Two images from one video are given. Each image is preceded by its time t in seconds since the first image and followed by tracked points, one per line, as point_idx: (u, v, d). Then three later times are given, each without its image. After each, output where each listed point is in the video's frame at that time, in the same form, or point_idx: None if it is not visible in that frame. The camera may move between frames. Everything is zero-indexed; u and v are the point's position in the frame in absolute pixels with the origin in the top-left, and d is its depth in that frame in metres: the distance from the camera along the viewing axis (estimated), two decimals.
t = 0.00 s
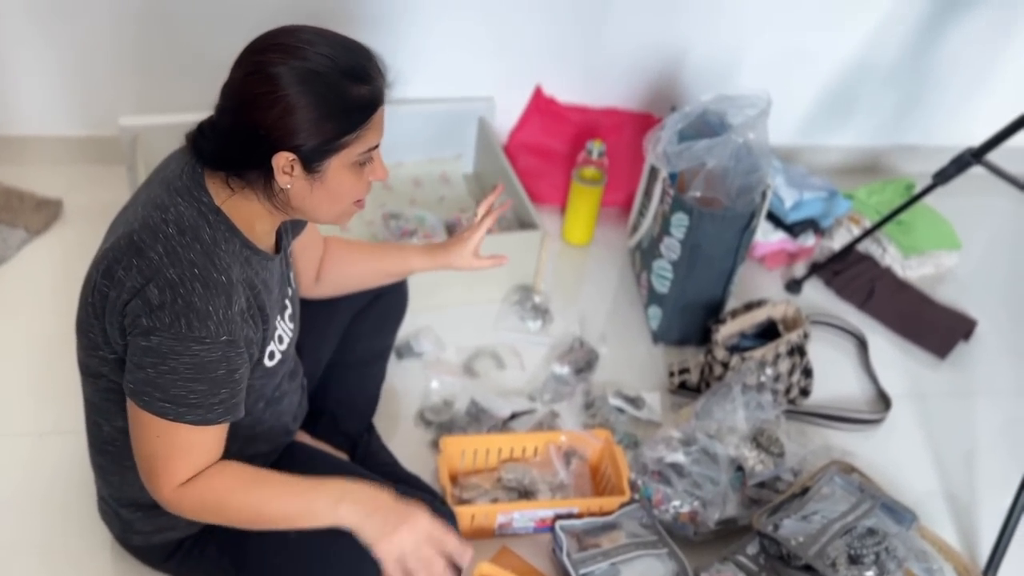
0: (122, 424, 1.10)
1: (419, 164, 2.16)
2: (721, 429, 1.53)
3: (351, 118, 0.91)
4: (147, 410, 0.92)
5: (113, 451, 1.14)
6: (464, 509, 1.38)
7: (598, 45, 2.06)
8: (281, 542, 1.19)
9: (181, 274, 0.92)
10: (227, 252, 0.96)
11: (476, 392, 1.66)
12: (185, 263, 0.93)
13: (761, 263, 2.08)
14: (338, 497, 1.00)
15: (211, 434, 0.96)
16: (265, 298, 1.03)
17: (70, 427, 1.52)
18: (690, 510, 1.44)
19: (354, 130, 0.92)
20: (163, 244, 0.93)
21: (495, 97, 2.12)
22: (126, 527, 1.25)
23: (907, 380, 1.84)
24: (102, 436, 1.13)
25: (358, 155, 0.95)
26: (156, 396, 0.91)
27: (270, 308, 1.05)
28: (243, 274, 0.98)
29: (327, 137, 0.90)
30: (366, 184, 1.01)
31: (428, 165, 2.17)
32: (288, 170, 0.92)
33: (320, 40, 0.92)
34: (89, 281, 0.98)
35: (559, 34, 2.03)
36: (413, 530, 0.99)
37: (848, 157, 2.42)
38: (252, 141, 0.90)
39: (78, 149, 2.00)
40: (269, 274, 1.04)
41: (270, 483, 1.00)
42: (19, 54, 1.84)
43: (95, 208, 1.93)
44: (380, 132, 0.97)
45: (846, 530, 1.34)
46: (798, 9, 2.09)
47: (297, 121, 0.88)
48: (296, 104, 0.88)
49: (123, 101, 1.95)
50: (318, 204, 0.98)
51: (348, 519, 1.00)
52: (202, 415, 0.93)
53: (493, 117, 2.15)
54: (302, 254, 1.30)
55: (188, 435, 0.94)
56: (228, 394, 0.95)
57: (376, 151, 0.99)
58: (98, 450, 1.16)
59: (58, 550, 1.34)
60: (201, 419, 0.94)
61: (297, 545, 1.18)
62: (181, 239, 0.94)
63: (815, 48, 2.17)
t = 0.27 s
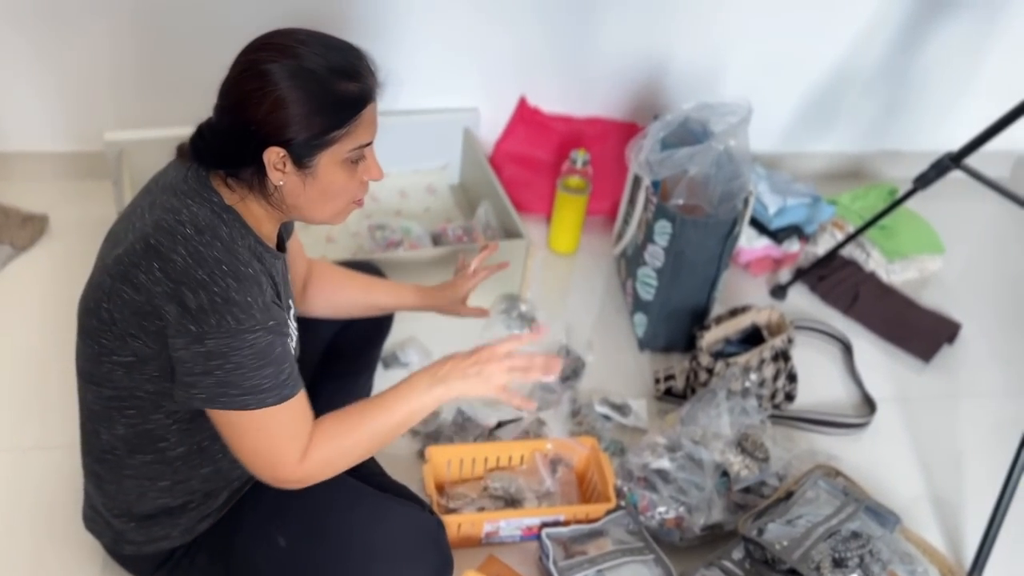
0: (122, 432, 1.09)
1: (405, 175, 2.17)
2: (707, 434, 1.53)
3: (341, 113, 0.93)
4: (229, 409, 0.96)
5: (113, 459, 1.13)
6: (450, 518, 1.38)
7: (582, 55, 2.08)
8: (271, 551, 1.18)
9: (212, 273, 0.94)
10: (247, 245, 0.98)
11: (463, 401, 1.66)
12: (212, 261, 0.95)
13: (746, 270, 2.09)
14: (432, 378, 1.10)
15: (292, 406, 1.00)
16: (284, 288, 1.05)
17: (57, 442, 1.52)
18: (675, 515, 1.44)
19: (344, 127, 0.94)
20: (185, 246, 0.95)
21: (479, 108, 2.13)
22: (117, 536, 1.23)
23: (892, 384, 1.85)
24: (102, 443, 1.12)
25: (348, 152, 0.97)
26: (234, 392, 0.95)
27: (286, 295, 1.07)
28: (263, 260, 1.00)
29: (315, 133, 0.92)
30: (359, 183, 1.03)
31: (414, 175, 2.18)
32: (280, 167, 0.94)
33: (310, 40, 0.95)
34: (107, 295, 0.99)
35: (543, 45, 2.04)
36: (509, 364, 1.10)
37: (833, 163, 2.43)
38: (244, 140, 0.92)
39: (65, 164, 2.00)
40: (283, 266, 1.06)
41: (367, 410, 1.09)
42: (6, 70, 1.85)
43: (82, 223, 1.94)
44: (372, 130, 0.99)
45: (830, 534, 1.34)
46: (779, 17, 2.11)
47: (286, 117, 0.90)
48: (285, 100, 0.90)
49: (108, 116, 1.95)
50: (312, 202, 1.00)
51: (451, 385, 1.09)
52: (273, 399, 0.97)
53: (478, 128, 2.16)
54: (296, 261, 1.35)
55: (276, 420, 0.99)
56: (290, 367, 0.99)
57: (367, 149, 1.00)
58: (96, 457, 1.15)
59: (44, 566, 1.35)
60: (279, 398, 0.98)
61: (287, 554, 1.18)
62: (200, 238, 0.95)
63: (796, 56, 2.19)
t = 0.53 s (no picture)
0: (122, 430, 1.08)
1: (392, 183, 2.18)
2: (690, 437, 1.55)
3: (339, 111, 0.96)
4: (272, 391, 0.99)
5: (111, 458, 1.11)
6: (435, 523, 1.39)
7: (566, 62, 2.09)
8: (254, 554, 1.17)
9: (235, 268, 0.96)
10: (262, 240, 1.01)
11: (448, 406, 1.67)
12: (233, 256, 0.97)
13: (731, 274, 2.10)
14: (468, 331, 1.18)
15: (331, 383, 1.04)
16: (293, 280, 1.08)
17: (42, 451, 1.53)
18: (659, 518, 1.46)
19: (342, 125, 0.97)
20: (205, 244, 0.96)
21: (465, 116, 2.14)
22: (106, 536, 1.20)
23: (876, 386, 1.86)
24: (100, 441, 1.11)
25: (347, 151, 1.00)
26: (275, 375, 0.98)
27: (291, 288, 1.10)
28: (274, 251, 1.03)
29: (313, 131, 0.95)
30: (360, 181, 1.05)
31: (400, 183, 2.19)
32: (281, 166, 0.97)
33: (310, 42, 0.98)
34: (120, 299, 0.99)
35: (527, 52, 2.06)
36: (540, 310, 1.17)
37: (817, 168, 2.45)
38: (247, 139, 0.96)
39: (53, 175, 2.01)
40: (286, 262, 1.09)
41: (410, 370, 1.16)
42: None
43: (68, 234, 1.94)
44: (371, 129, 1.01)
45: (811, 534, 1.35)
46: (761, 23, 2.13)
47: (286, 115, 0.94)
48: (284, 99, 0.93)
49: (94, 127, 1.96)
50: (314, 201, 1.03)
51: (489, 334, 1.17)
52: (309, 376, 1.01)
53: (464, 135, 2.17)
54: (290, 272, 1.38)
55: (321, 394, 1.03)
56: (321, 344, 1.02)
57: (366, 149, 1.03)
58: (92, 455, 1.13)
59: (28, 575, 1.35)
60: (318, 372, 1.02)
61: (270, 557, 1.17)
62: (218, 237, 0.97)
63: (779, 61, 2.21)
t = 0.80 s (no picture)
0: (124, 427, 1.08)
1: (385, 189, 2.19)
2: (681, 439, 1.55)
3: (358, 123, 0.97)
4: (283, 393, 0.99)
5: (110, 454, 1.11)
6: (425, 526, 1.39)
7: (557, 67, 2.10)
8: (246, 557, 1.16)
9: (251, 272, 0.97)
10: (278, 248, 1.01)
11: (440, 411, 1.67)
12: (250, 261, 0.97)
13: (723, 277, 2.11)
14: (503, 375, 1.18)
15: (347, 385, 1.05)
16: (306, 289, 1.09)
17: (35, 456, 1.53)
18: (649, 520, 1.45)
19: (359, 137, 0.98)
20: (222, 248, 0.97)
21: (457, 121, 2.15)
22: (101, 532, 1.19)
23: (868, 388, 1.87)
24: (101, 437, 1.10)
25: (363, 162, 1.01)
26: (287, 377, 0.98)
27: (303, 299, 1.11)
28: (289, 258, 1.04)
29: (331, 140, 0.96)
30: (374, 192, 1.06)
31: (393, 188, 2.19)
32: (299, 173, 0.98)
33: (334, 54, 0.99)
34: (133, 296, 0.99)
35: (518, 57, 2.07)
36: (572, 373, 1.18)
37: (810, 171, 2.45)
38: (267, 144, 0.97)
39: (46, 183, 2.02)
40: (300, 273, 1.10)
41: (440, 395, 1.17)
42: None
43: (62, 240, 1.95)
44: (387, 141, 1.02)
45: (800, 536, 1.35)
46: (751, 28, 2.14)
47: (307, 124, 0.94)
48: (305, 109, 0.94)
49: (87, 134, 1.97)
50: (328, 209, 1.04)
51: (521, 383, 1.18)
52: (321, 379, 1.00)
53: (457, 141, 2.18)
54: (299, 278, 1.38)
55: (342, 395, 1.04)
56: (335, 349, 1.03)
57: (382, 159, 1.04)
58: (91, 451, 1.12)
59: None
60: (330, 373, 1.01)
61: (262, 560, 1.16)
62: (237, 242, 0.98)
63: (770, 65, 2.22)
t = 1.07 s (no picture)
0: (120, 428, 1.09)
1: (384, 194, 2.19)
2: (677, 443, 1.56)
3: (349, 128, 0.97)
4: (260, 402, 0.99)
5: (106, 455, 1.11)
6: (420, 530, 1.39)
7: (556, 72, 2.11)
8: (242, 559, 1.16)
9: (240, 275, 0.98)
10: (270, 254, 1.02)
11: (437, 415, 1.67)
12: (240, 264, 0.98)
13: (722, 282, 2.11)
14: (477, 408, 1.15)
15: (320, 400, 1.03)
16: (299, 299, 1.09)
17: (34, 459, 1.54)
18: (644, 524, 1.46)
19: (351, 141, 0.98)
20: (215, 251, 0.98)
21: (456, 126, 2.16)
22: (97, 534, 1.19)
23: (866, 392, 1.87)
24: (97, 438, 1.11)
25: (356, 166, 1.01)
26: (265, 386, 0.98)
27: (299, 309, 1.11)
28: (282, 265, 1.05)
29: (322, 140, 0.96)
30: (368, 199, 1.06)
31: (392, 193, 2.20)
32: (292, 174, 0.99)
33: (334, 60, 1.00)
34: (127, 294, 1.00)
35: (516, 63, 2.08)
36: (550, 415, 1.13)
37: (809, 176, 2.46)
38: (261, 145, 0.98)
39: (47, 188, 2.03)
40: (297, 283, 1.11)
41: (415, 420, 1.15)
42: None
43: (62, 245, 1.96)
44: (381, 147, 1.02)
45: (795, 539, 1.34)
46: (749, 33, 2.14)
47: (298, 125, 0.95)
48: (297, 111, 0.95)
49: (87, 140, 1.98)
50: (321, 214, 1.04)
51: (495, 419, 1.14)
52: (298, 393, 1.00)
53: (456, 146, 2.18)
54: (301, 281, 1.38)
55: (314, 411, 1.03)
56: (317, 362, 1.03)
57: (377, 165, 1.04)
58: (87, 451, 1.13)
59: None
60: (307, 388, 1.01)
61: (257, 563, 1.15)
62: (229, 245, 0.99)
63: (767, 71, 2.22)
